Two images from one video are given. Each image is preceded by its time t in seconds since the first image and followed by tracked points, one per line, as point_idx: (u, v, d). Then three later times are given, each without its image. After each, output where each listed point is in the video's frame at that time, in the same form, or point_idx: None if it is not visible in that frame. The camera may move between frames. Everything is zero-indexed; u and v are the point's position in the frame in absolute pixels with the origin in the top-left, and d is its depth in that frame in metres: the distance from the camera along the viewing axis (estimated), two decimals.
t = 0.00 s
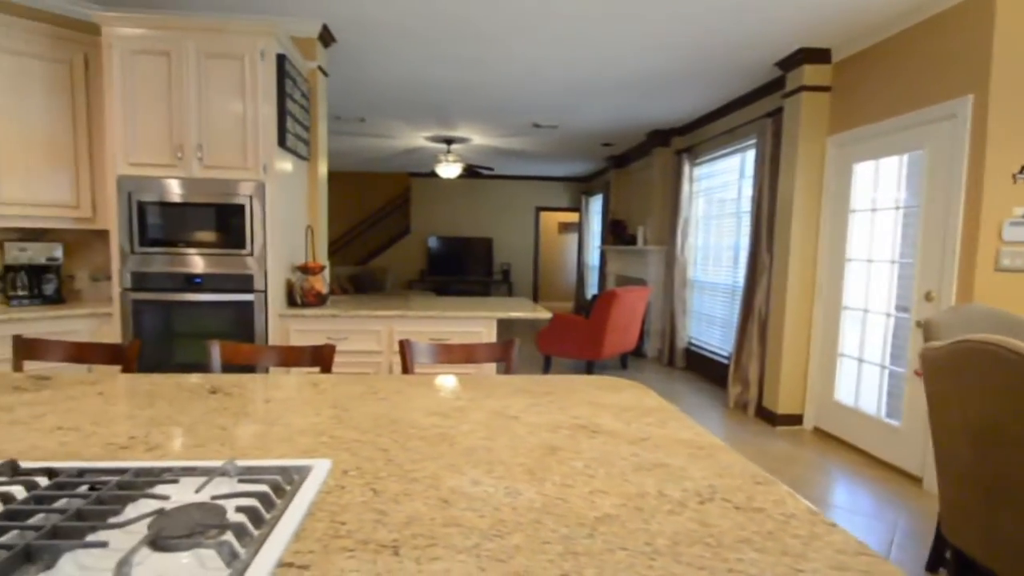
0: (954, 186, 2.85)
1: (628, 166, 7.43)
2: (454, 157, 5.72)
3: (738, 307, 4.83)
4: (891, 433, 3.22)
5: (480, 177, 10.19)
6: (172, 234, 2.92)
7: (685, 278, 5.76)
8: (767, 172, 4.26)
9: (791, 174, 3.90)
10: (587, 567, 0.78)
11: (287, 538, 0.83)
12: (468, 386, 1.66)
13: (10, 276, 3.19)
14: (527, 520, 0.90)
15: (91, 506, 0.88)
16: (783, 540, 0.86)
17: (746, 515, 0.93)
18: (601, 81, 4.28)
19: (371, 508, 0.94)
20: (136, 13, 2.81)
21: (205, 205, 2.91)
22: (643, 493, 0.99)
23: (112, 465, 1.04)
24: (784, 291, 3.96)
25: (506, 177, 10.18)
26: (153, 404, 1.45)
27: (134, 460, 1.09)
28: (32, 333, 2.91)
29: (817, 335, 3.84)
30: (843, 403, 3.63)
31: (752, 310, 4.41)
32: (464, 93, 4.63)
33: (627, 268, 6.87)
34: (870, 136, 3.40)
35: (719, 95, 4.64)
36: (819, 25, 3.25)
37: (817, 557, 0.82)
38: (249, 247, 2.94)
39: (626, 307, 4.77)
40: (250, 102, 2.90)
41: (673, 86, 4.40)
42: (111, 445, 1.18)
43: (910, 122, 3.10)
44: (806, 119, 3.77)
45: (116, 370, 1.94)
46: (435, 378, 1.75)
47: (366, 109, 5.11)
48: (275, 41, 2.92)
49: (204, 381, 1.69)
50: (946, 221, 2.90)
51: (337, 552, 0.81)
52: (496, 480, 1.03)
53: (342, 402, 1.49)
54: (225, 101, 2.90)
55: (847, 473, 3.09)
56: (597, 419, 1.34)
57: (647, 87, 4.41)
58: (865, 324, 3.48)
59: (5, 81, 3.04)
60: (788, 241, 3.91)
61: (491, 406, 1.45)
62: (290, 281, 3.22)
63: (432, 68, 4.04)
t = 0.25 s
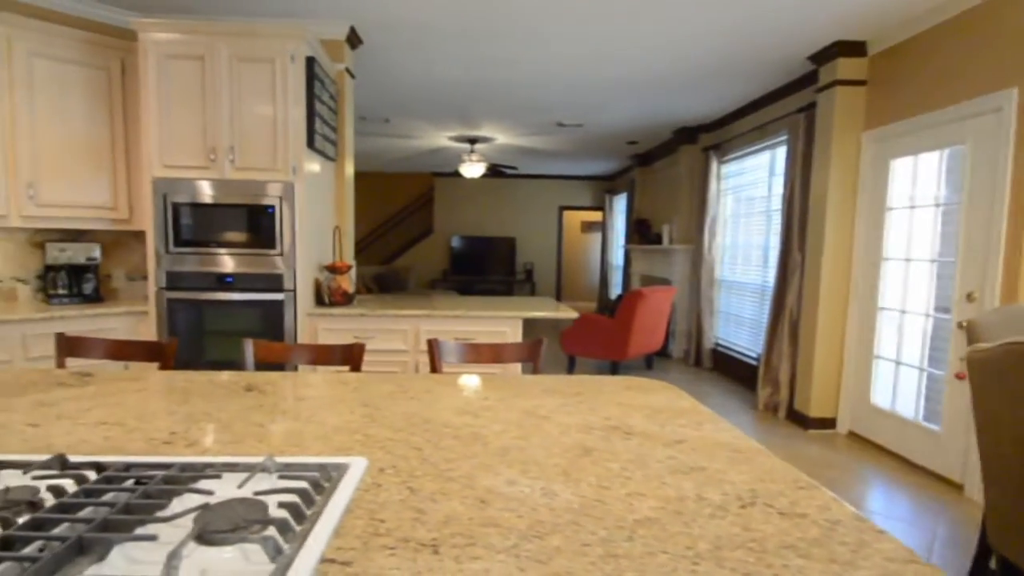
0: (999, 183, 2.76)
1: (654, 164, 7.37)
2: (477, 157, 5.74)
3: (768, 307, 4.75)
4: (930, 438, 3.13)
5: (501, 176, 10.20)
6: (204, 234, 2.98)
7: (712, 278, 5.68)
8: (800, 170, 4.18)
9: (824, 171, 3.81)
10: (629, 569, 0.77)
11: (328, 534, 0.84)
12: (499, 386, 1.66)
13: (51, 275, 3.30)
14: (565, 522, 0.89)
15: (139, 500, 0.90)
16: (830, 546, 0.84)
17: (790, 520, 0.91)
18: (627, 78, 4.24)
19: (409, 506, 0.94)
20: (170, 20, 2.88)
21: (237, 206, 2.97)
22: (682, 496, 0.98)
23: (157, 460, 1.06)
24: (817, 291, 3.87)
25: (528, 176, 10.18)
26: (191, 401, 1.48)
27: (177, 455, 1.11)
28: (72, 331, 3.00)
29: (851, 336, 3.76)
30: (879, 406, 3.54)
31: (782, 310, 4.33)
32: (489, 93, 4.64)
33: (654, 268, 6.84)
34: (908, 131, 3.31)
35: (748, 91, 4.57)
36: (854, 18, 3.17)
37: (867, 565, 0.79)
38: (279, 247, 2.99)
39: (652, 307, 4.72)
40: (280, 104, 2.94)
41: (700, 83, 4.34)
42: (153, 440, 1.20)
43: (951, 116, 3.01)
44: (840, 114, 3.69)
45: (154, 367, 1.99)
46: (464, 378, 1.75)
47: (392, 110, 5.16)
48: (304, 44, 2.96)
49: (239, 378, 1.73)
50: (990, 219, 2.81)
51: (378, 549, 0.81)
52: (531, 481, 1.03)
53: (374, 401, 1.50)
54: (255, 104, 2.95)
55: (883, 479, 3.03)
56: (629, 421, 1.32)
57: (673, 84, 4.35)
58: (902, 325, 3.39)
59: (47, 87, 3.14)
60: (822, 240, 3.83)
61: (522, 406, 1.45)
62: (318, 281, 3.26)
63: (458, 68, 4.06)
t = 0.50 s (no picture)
0: None
1: (679, 162, 7.29)
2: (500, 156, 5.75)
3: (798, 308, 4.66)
4: (970, 443, 3.05)
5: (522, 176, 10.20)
6: (235, 234, 3.05)
7: (740, 277, 5.60)
8: (832, 167, 4.10)
9: (858, 168, 3.73)
10: (670, 571, 0.76)
11: (367, 530, 0.85)
12: (528, 386, 1.66)
13: (89, 275, 3.41)
14: (602, 522, 0.89)
15: (183, 494, 0.92)
16: (875, 552, 0.82)
17: (833, 525, 0.89)
18: (651, 75, 4.20)
19: (444, 504, 0.94)
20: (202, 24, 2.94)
21: (266, 207, 3.02)
22: (720, 498, 0.96)
23: (198, 455, 1.08)
24: (850, 290, 3.79)
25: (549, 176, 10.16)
26: (227, 398, 1.51)
27: (216, 450, 1.13)
28: (110, 329, 3.09)
29: (886, 337, 3.67)
30: (915, 409, 3.45)
31: (813, 310, 4.25)
32: (513, 92, 4.64)
33: (680, 268, 6.78)
34: (946, 125, 3.22)
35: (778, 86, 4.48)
36: (889, 10, 3.09)
37: (917, 571, 0.77)
38: (307, 246, 3.03)
39: (678, 307, 4.66)
40: (308, 106, 2.99)
41: (727, 78, 4.27)
42: (193, 436, 1.23)
43: (992, 110, 2.92)
44: (875, 109, 3.60)
45: (189, 364, 2.03)
46: (492, 377, 1.75)
47: (416, 110, 5.19)
48: (332, 46, 3.00)
49: (272, 376, 1.75)
50: None
51: (417, 546, 0.82)
52: (566, 481, 1.03)
53: (404, 399, 1.51)
54: (283, 106, 3.00)
55: (920, 486, 2.95)
56: (661, 422, 1.31)
57: (699, 80, 4.29)
58: (940, 325, 3.30)
59: (83, 91, 3.24)
60: (855, 238, 3.74)
61: (552, 405, 1.44)
62: (345, 280, 3.30)
63: (484, 68, 4.07)
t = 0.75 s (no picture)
0: None
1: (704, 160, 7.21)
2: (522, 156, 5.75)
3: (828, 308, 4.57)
4: (1009, 447, 2.96)
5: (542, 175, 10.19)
6: (263, 234, 3.10)
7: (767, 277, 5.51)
8: (864, 164, 4.00)
9: (891, 165, 3.64)
10: (709, 573, 0.75)
11: (404, 526, 0.85)
12: (555, 385, 1.65)
13: (123, 275, 3.50)
14: (638, 522, 0.88)
15: (223, 488, 0.93)
16: (922, 557, 0.79)
17: (876, 529, 0.87)
18: (675, 72, 4.16)
19: (478, 502, 0.95)
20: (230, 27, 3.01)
21: (293, 207, 3.07)
22: (757, 500, 0.95)
23: (236, 450, 1.11)
24: (883, 290, 3.71)
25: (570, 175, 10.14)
26: (259, 395, 1.54)
27: (252, 446, 1.16)
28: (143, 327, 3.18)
29: (920, 338, 3.58)
30: (951, 412, 3.36)
31: (845, 310, 4.17)
32: (536, 91, 4.65)
33: (705, 267, 6.70)
34: (985, 120, 3.12)
35: (808, 81, 4.40)
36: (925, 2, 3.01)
37: None
38: (332, 247, 3.08)
39: (703, 307, 4.61)
40: (334, 107, 3.03)
41: (753, 74, 4.21)
42: (228, 431, 1.25)
43: None
44: (909, 104, 3.51)
45: (221, 362, 2.08)
46: (519, 376, 1.75)
47: (439, 111, 5.23)
48: (357, 48, 3.04)
49: (302, 374, 1.78)
50: None
51: (453, 543, 0.82)
52: (599, 480, 1.02)
53: (433, 397, 1.52)
54: (310, 108, 3.04)
55: (956, 491, 2.87)
56: (693, 422, 1.29)
57: (724, 76, 4.23)
58: (979, 326, 3.21)
59: (117, 94, 3.33)
60: (888, 236, 3.66)
61: (581, 405, 1.44)
62: (369, 279, 3.34)
63: (507, 68, 4.08)
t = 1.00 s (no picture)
0: None
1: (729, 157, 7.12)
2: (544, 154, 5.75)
3: (858, 308, 4.48)
4: None
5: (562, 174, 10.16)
6: (289, 234, 3.15)
7: (794, 276, 5.42)
8: (896, 160, 3.91)
9: (925, 161, 3.55)
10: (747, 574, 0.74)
11: (438, 522, 0.86)
12: (582, 384, 1.65)
13: (154, 274, 3.59)
14: (671, 522, 0.87)
15: (260, 482, 0.95)
16: (968, 561, 0.77)
17: (918, 532, 0.84)
18: (699, 68, 4.11)
19: (510, 499, 0.95)
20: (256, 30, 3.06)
21: (318, 207, 3.12)
22: (793, 502, 0.93)
23: (270, 445, 1.13)
24: (915, 289, 3.62)
25: (589, 174, 10.09)
26: (289, 391, 1.57)
27: (285, 442, 1.18)
28: (173, 325, 3.25)
29: (954, 339, 3.48)
30: (987, 416, 3.27)
31: (876, 310, 4.08)
32: (559, 90, 4.64)
33: (730, 265, 6.62)
34: None
35: (836, 76, 4.31)
36: None
37: None
38: (357, 246, 3.11)
39: (728, 306, 4.55)
40: (359, 108, 3.06)
41: (779, 69, 4.14)
42: (261, 427, 1.28)
43: None
44: (944, 98, 3.42)
45: (251, 359, 2.12)
46: (544, 376, 1.75)
47: (461, 110, 5.25)
48: (381, 48, 3.07)
49: (331, 371, 1.81)
50: None
51: (486, 540, 0.83)
52: (630, 480, 1.01)
53: (460, 395, 1.53)
54: (335, 109, 3.08)
55: (993, 496, 2.80)
56: (724, 423, 1.28)
57: (750, 70, 4.16)
58: (1017, 327, 3.12)
59: (149, 97, 3.42)
60: (921, 235, 3.57)
61: (609, 404, 1.43)
62: (393, 278, 3.37)
63: (529, 66, 4.08)
